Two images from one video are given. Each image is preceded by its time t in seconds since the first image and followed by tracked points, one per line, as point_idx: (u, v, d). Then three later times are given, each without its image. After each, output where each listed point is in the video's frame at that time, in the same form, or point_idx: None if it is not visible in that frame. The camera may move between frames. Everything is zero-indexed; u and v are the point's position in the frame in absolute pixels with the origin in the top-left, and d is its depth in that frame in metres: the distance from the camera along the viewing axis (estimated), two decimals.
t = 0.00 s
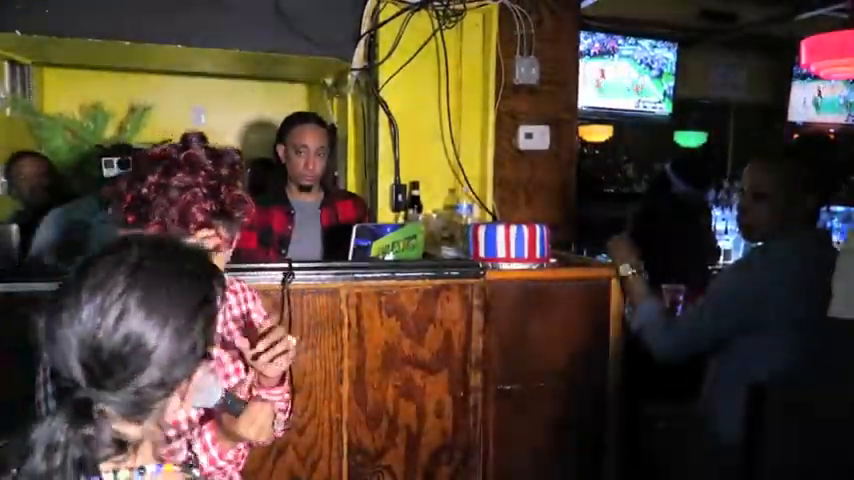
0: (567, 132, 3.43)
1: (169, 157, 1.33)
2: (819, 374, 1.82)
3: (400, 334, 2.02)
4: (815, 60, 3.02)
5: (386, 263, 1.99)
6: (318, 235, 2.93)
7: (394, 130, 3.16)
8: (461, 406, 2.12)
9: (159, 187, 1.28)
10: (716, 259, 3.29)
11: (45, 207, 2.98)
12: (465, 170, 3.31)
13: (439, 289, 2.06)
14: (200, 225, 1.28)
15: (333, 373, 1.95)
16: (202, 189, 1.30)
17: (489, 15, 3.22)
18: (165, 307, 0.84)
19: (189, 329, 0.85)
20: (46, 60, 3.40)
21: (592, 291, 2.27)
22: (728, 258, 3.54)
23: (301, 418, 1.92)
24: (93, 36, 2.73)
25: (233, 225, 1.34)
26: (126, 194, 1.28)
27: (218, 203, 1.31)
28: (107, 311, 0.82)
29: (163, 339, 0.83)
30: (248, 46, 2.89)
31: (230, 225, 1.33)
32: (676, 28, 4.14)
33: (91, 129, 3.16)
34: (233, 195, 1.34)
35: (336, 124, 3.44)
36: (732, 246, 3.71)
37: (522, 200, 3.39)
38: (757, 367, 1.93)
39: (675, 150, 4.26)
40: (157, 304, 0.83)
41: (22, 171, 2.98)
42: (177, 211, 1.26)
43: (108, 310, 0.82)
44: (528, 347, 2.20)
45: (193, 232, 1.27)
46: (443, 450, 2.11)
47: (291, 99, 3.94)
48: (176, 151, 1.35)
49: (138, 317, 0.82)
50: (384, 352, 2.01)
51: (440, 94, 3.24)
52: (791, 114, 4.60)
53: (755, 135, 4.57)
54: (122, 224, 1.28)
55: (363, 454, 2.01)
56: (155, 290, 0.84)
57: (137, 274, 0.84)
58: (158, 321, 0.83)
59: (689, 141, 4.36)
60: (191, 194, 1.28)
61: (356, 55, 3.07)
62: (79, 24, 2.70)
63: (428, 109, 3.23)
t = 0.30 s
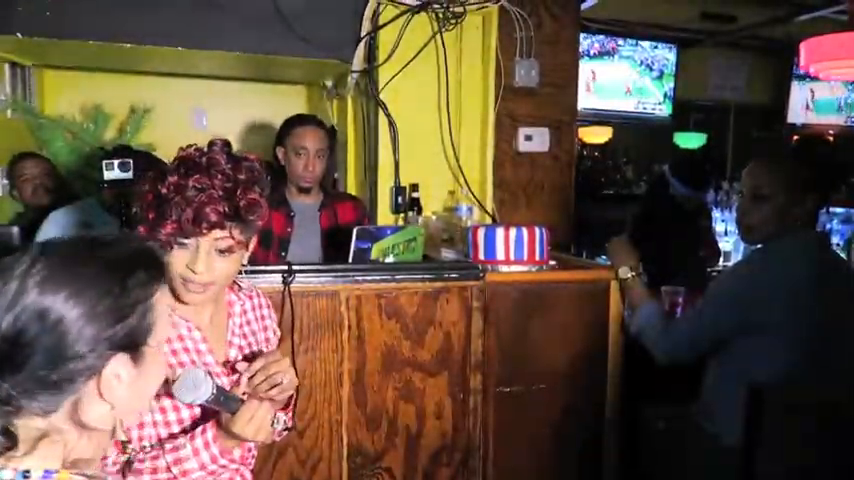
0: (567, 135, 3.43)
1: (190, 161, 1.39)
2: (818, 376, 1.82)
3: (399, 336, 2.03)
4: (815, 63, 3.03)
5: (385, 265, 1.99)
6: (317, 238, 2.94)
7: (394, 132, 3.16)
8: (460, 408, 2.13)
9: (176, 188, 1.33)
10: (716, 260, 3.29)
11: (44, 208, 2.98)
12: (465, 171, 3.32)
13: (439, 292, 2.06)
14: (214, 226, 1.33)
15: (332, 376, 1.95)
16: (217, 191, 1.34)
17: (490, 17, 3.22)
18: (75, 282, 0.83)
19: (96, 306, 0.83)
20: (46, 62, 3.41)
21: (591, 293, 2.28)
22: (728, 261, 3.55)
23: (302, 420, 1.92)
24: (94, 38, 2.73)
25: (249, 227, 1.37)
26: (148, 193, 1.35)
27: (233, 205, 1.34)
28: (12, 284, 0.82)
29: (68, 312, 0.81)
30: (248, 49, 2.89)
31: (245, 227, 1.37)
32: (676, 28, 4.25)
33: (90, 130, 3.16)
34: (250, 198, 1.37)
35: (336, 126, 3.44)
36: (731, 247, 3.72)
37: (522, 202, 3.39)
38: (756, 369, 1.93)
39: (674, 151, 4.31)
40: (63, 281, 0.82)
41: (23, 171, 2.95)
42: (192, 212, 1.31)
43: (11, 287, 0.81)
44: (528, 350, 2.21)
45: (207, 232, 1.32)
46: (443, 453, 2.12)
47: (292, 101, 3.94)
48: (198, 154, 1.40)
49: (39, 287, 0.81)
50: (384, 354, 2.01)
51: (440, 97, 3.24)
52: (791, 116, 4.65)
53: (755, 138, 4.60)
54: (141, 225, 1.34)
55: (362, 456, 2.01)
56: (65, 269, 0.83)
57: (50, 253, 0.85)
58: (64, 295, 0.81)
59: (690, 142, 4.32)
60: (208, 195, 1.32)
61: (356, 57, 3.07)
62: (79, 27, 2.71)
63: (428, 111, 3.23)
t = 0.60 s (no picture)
0: (567, 140, 3.44)
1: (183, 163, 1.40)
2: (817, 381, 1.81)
3: (398, 341, 2.02)
4: (816, 70, 3.02)
5: (384, 271, 1.98)
6: (316, 243, 2.94)
7: (394, 137, 3.17)
8: (459, 413, 2.12)
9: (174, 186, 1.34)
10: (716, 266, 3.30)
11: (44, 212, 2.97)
12: (464, 177, 3.32)
13: (438, 297, 2.06)
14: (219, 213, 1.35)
15: (331, 381, 1.95)
16: (215, 180, 1.36)
17: (490, 23, 3.23)
18: None
19: None
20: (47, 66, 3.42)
21: (591, 299, 2.27)
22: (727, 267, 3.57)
23: (301, 424, 1.92)
24: (94, 43, 2.74)
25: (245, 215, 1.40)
26: (147, 197, 1.36)
27: (233, 191, 1.37)
28: None
29: None
30: (248, 53, 2.90)
31: (246, 213, 1.39)
32: (675, 34, 4.26)
33: (91, 134, 3.17)
34: (245, 185, 1.40)
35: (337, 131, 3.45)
36: (730, 254, 3.74)
37: (522, 208, 3.40)
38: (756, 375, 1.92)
39: (674, 157, 4.33)
40: None
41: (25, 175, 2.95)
42: (195, 203, 1.32)
43: None
44: (527, 356, 2.21)
45: (212, 220, 1.34)
46: (441, 458, 2.11)
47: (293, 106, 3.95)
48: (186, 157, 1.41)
49: None
50: (383, 360, 2.01)
51: (440, 102, 3.25)
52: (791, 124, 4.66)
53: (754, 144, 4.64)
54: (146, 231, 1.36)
55: (361, 462, 2.01)
56: None
57: None
58: None
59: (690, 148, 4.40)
60: (207, 185, 1.34)
61: (356, 63, 3.07)
62: (80, 31, 2.71)
63: (428, 117, 3.24)
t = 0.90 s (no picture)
0: (567, 142, 3.44)
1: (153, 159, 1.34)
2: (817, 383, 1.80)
3: (397, 342, 2.02)
4: (816, 73, 3.03)
5: (383, 272, 1.98)
6: (316, 245, 2.93)
7: (394, 138, 3.17)
8: (458, 415, 2.12)
9: (148, 183, 1.28)
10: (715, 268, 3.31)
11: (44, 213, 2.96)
12: (464, 178, 3.32)
13: (438, 299, 2.06)
14: (196, 204, 1.30)
15: (330, 382, 1.95)
16: (188, 172, 1.31)
17: (490, 26, 3.23)
18: None
19: None
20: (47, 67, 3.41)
21: (590, 301, 2.27)
22: (726, 268, 3.58)
23: (299, 426, 1.92)
24: (94, 42, 2.73)
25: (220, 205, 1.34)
26: (122, 200, 1.31)
27: (208, 181, 1.32)
28: None
29: None
30: (248, 54, 2.90)
31: (223, 203, 1.35)
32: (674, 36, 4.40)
33: (91, 134, 3.16)
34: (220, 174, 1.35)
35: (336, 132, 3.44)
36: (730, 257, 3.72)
37: (522, 209, 3.40)
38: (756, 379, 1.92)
39: (674, 159, 4.34)
40: None
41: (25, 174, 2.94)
42: (170, 198, 1.27)
43: None
44: (527, 358, 2.20)
45: (189, 213, 1.29)
46: (440, 459, 2.10)
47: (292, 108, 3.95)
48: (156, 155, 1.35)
49: None
50: (382, 361, 2.01)
51: (440, 103, 3.24)
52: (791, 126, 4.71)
53: (754, 146, 4.64)
54: (125, 235, 1.31)
55: (360, 463, 2.01)
56: None
57: None
58: None
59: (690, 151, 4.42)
60: (180, 179, 1.29)
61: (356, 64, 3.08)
62: (81, 31, 2.71)
63: (428, 118, 3.24)
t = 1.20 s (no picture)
0: (567, 144, 3.44)
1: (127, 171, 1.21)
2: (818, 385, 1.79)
3: (397, 344, 2.02)
4: (816, 76, 3.03)
5: (383, 274, 1.98)
6: (316, 245, 2.93)
7: (394, 139, 3.17)
8: (458, 417, 2.12)
9: (129, 199, 1.17)
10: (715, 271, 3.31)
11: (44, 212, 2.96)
12: (464, 180, 3.32)
13: (438, 300, 2.06)
14: (184, 221, 1.21)
15: (329, 383, 1.95)
16: (173, 186, 1.21)
17: (491, 28, 3.24)
18: None
19: None
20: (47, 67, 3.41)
21: (590, 303, 2.27)
22: (727, 271, 3.58)
23: (299, 426, 1.92)
24: (94, 42, 2.73)
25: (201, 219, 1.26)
26: (97, 214, 1.19)
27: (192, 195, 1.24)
28: None
29: None
30: (248, 55, 2.90)
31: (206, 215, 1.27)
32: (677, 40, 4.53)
33: (90, 134, 3.16)
34: (201, 185, 1.27)
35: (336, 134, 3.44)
36: (731, 258, 3.71)
37: (522, 212, 3.40)
38: (755, 375, 1.87)
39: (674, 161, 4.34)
40: None
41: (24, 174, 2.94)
42: (158, 216, 1.17)
43: None
44: (527, 360, 2.20)
45: (179, 230, 1.20)
46: (440, 461, 2.10)
47: (293, 109, 3.96)
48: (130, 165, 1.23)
49: None
50: (381, 362, 2.00)
51: (440, 105, 3.25)
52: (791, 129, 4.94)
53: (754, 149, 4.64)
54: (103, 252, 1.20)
55: (359, 465, 2.00)
56: None
57: None
58: None
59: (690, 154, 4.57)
60: (165, 195, 1.19)
61: (357, 66, 3.07)
62: (80, 31, 2.71)
63: (428, 119, 3.24)
